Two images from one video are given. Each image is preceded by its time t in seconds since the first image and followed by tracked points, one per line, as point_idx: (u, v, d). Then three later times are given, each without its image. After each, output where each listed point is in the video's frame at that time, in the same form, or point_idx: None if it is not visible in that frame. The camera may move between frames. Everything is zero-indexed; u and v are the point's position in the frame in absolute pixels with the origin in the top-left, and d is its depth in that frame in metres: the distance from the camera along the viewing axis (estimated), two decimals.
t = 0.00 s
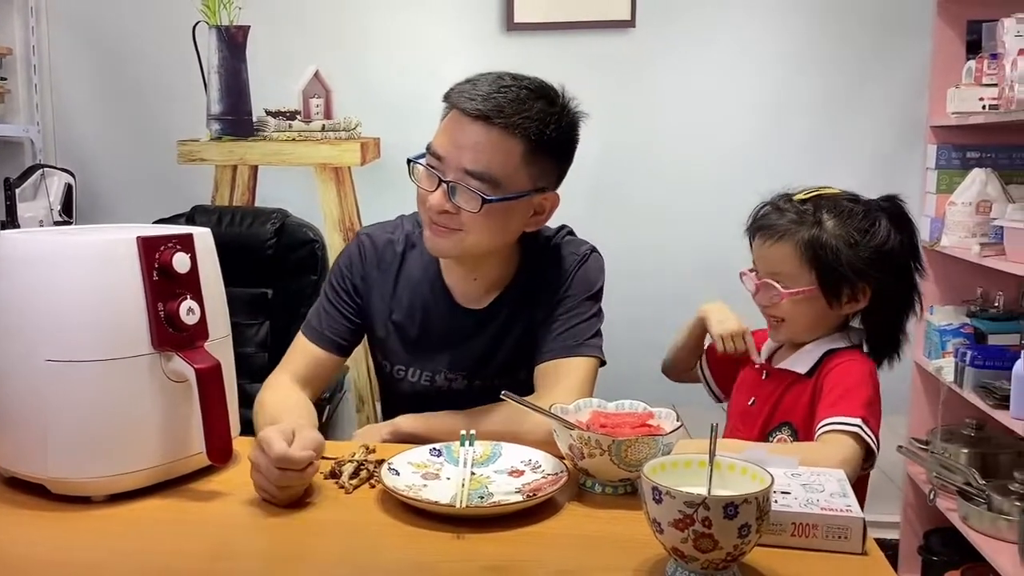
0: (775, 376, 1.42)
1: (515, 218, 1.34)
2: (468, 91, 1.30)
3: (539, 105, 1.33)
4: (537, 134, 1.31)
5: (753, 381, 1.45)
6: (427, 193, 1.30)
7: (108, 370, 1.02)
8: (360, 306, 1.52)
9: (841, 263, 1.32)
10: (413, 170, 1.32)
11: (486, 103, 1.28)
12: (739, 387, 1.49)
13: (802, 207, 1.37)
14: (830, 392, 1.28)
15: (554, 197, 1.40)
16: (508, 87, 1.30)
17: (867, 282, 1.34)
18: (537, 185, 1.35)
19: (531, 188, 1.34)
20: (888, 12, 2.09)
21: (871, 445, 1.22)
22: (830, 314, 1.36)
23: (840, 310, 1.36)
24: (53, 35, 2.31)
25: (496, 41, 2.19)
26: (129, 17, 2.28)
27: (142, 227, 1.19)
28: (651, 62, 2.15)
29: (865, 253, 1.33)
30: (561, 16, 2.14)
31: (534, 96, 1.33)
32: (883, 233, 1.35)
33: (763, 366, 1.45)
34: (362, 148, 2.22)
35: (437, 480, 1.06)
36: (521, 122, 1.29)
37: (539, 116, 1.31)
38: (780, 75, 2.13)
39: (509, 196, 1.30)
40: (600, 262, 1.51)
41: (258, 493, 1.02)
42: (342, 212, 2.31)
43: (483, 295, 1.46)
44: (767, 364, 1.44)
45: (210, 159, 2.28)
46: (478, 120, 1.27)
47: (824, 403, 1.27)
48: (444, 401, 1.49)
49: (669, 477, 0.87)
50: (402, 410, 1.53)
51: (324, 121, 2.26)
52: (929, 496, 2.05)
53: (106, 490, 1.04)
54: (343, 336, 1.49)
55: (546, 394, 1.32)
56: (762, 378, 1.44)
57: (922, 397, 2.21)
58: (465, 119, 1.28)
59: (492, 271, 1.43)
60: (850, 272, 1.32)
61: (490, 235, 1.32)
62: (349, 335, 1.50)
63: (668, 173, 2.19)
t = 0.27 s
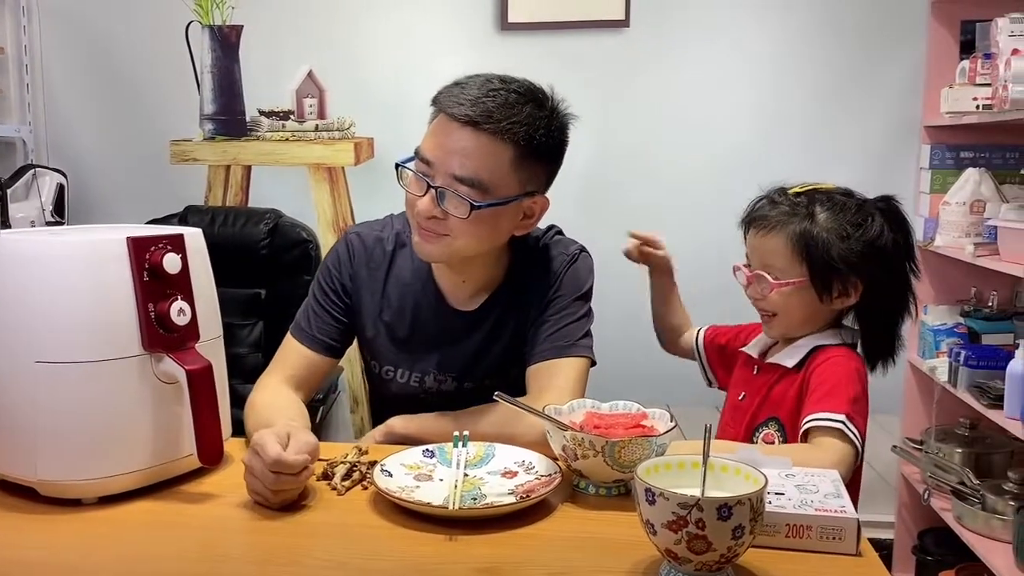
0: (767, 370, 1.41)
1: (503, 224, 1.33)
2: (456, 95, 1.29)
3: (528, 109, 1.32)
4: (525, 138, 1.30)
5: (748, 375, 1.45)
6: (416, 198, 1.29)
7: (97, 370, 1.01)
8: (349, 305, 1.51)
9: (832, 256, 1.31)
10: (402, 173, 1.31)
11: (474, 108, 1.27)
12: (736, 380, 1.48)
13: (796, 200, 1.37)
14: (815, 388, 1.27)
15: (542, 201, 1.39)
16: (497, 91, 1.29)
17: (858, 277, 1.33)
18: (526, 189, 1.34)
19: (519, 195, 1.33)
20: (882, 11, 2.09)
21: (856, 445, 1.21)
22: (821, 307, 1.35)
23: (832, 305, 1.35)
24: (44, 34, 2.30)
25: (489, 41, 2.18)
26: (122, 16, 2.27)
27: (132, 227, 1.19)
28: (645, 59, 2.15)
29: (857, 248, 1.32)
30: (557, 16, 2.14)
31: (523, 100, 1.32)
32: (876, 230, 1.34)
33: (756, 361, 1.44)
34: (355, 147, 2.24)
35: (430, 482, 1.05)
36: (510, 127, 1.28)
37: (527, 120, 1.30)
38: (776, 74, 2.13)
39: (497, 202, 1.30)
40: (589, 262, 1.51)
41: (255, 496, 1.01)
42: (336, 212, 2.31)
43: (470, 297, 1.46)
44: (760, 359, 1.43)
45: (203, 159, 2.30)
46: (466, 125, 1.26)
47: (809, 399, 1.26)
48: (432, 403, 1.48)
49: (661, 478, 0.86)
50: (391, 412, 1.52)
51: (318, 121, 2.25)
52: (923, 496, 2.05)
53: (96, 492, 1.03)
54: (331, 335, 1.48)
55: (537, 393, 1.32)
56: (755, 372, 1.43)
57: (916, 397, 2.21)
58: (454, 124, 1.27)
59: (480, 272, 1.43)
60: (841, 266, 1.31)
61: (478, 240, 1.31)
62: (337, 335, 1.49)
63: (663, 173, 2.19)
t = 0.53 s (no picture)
0: (774, 370, 1.41)
1: (500, 226, 1.33)
2: (451, 97, 1.28)
3: (524, 110, 1.31)
4: (522, 140, 1.30)
5: (754, 375, 1.45)
6: (411, 200, 1.29)
7: (93, 371, 1.01)
8: (344, 305, 1.51)
9: (837, 254, 1.31)
10: (397, 175, 1.31)
11: (469, 110, 1.27)
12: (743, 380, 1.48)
13: (796, 200, 1.37)
14: (819, 388, 1.27)
15: (539, 202, 1.39)
16: (493, 93, 1.29)
17: (864, 273, 1.32)
18: (523, 190, 1.34)
19: (515, 196, 1.33)
20: (879, 11, 2.09)
21: (858, 443, 1.21)
22: (828, 306, 1.34)
23: (839, 303, 1.34)
24: (40, 34, 2.29)
25: (487, 41, 2.18)
26: (118, 16, 2.26)
27: (129, 227, 1.18)
28: (643, 58, 2.14)
29: (859, 247, 1.32)
30: (554, 15, 2.14)
31: (519, 101, 1.31)
32: (876, 228, 1.34)
33: (762, 361, 1.44)
34: (353, 148, 2.18)
35: (428, 482, 1.05)
36: (506, 129, 1.28)
37: (523, 122, 1.30)
38: (773, 74, 2.13)
39: (493, 204, 1.29)
40: (586, 260, 1.51)
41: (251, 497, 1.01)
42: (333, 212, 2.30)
43: (467, 297, 1.45)
44: (766, 359, 1.43)
45: (200, 159, 2.22)
46: (461, 127, 1.26)
47: (813, 399, 1.26)
48: (428, 404, 1.48)
49: (660, 479, 0.86)
50: (387, 413, 1.51)
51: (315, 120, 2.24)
52: (921, 496, 2.05)
53: (92, 493, 1.03)
54: (326, 336, 1.48)
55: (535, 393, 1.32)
56: (761, 372, 1.43)
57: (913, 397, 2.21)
58: (449, 126, 1.26)
59: (477, 272, 1.42)
60: (847, 263, 1.31)
61: (474, 241, 1.31)
62: (332, 335, 1.49)
63: (661, 172, 2.19)
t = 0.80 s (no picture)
0: (775, 374, 1.40)
1: (504, 229, 1.33)
2: (457, 99, 1.28)
3: (529, 113, 1.31)
4: (528, 143, 1.29)
5: (754, 380, 1.44)
6: (416, 202, 1.29)
7: (93, 370, 1.01)
8: (344, 305, 1.51)
9: (846, 255, 1.31)
10: (402, 175, 1.30)
11: (476, 112, 1.26)
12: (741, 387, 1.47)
13: (804, 199, 1.36)
14: (826, 389, 1.26)
15: (542, 205, 1.39)
16: (499, 95, 1.29)
17: (869, 275, 1.33)
18: (527, 193, 1.34)
19: (520, 199, 1.32)
20: (879, 11, 2.09)
21: (870, 440, 1.21)
22: (831, 306, 1.34)
23: (842, 304, 1.34)
24: (40, 32, 2.28)
25: (487, 41, 2.18)
26: (118, 15, 2.26)
27: (129, 227, 1.18)
28: (643, 58, 2.14)
29: (866, 248, 1.32)
30: (555, 15, 2.13)
31: (525, 104, 1.31)
32: (882, 229, 1.34)
33: (763, 365, 1.43)
34: (353, 146, 2.18)
35: (429, 482, 1.05)
36: (512, 132, 1.28)
37: (529, 125, 1.30)
38: (774, 73, 2.13)
39: (498, 207, 1.29)
40: (587, 259, 1.51)
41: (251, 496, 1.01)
42: (333, 211, 2.30)
43: (467, 299, 1.45)
44: (767, 363, 1.42)
45: (199, 158, 2.22)
46: (467, 129, 1.26)
47: (821, 400, 1.25)
48: (429, 404, 1.47)
49: (662, 478, 0.86)
50: (388, 413, 1.51)
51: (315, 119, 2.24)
52: (920, 496, 2.05)
53: (93, 492, 1.02)
54: (327, 336, 1.48)
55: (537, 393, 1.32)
56: (761, 377, 1.42)
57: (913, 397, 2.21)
58: (455, 128, 1.26)
59: (478, 274, 1.42)
60: (855, 264, 1.31)
61: (478, 243, 1.30)
62: (333, 335, 1.49)
63: (661, 172, 2.19)
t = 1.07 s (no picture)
0: (781, 373, 1.40)
1: (505, 228, 1.32)
2: (460, 97, 1.28)
3: (532, 113, 1.31)
4: (530, 143, 1.29)
5: (760, 378, 1.44)
6: (417, 199, 1.28)
7: (95, 368, 1.00)
8: (346, 304, 1.51)
9: (851, 251, 1.31)
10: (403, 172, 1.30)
11: (478, 111, 1.26)
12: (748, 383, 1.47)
13: (813, 194, 1.36)
14: (829, 389, 1.26)
15: (544, 205, 1.39)
16: (502, 94, 1.28)
17: (873, 274, 1.32)
18: (528, 194, 1.34)
19: (521, 199, 1.32)
20: (881, 10, 2.09)
21: (871, 441, 1.20)
22: (834, 304, 1.34)
23: (846, 302, 1.34)
24: (40, 30, 2.28)
25: (488, 40, 2.18)
26: (118, 13, 2.26)
27: (130, 225, 1.18)
28: (644, 57, 2.14)
29: (873, 245, 1.32)
30: (556, 14, 2.13)
31: (528, 104, 1.31)
32: (891, 228, 1.34)
33: (768, 364, 1.43)
34: (353, 145, 2.20)
35: (431, 481, 1.05)
36: (514, 131, 1.27)
37: (531, 124, 1.30)
38: (776, 73, 2.13)
39: (498, 206, 1.29)
40: (589, 259, 1.51)
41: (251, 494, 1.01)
42: (334, 210, 2.30)
43: (469, 297, 1.45)
44: (771, 361, 1.42)
45: (201, 157, 2.26)
46: (469, 128, 1.25)
47: (824, 400, 1.25)
48: (430, 403, 1.47)
49: (665, 478, 0.86)
50: (389, 412, 1.51)
51: (315, 118, 2.24)
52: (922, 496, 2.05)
53: (94, 491, 1.02)
54: (328, 334, 1.48)
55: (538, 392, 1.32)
56: (767, 375, 1.42)
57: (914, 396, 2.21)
58: (457, 126, 1.26)
59: (479, 272, 1.41)
60: (860, 261, 1.31)
61: (478, 242, 1.30)
62: (334, 334, 1.48)
63: (662, 171, 2.19)
